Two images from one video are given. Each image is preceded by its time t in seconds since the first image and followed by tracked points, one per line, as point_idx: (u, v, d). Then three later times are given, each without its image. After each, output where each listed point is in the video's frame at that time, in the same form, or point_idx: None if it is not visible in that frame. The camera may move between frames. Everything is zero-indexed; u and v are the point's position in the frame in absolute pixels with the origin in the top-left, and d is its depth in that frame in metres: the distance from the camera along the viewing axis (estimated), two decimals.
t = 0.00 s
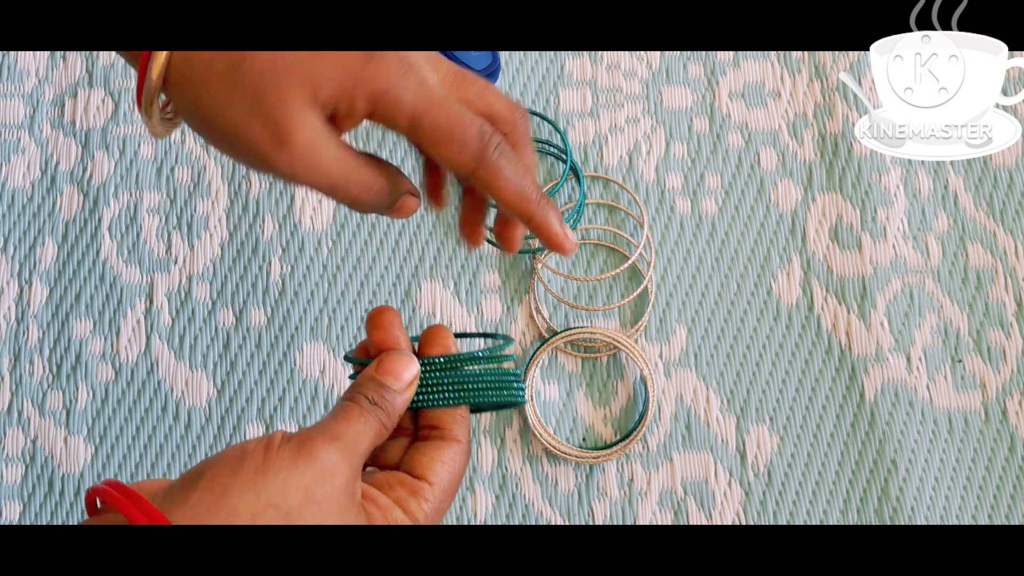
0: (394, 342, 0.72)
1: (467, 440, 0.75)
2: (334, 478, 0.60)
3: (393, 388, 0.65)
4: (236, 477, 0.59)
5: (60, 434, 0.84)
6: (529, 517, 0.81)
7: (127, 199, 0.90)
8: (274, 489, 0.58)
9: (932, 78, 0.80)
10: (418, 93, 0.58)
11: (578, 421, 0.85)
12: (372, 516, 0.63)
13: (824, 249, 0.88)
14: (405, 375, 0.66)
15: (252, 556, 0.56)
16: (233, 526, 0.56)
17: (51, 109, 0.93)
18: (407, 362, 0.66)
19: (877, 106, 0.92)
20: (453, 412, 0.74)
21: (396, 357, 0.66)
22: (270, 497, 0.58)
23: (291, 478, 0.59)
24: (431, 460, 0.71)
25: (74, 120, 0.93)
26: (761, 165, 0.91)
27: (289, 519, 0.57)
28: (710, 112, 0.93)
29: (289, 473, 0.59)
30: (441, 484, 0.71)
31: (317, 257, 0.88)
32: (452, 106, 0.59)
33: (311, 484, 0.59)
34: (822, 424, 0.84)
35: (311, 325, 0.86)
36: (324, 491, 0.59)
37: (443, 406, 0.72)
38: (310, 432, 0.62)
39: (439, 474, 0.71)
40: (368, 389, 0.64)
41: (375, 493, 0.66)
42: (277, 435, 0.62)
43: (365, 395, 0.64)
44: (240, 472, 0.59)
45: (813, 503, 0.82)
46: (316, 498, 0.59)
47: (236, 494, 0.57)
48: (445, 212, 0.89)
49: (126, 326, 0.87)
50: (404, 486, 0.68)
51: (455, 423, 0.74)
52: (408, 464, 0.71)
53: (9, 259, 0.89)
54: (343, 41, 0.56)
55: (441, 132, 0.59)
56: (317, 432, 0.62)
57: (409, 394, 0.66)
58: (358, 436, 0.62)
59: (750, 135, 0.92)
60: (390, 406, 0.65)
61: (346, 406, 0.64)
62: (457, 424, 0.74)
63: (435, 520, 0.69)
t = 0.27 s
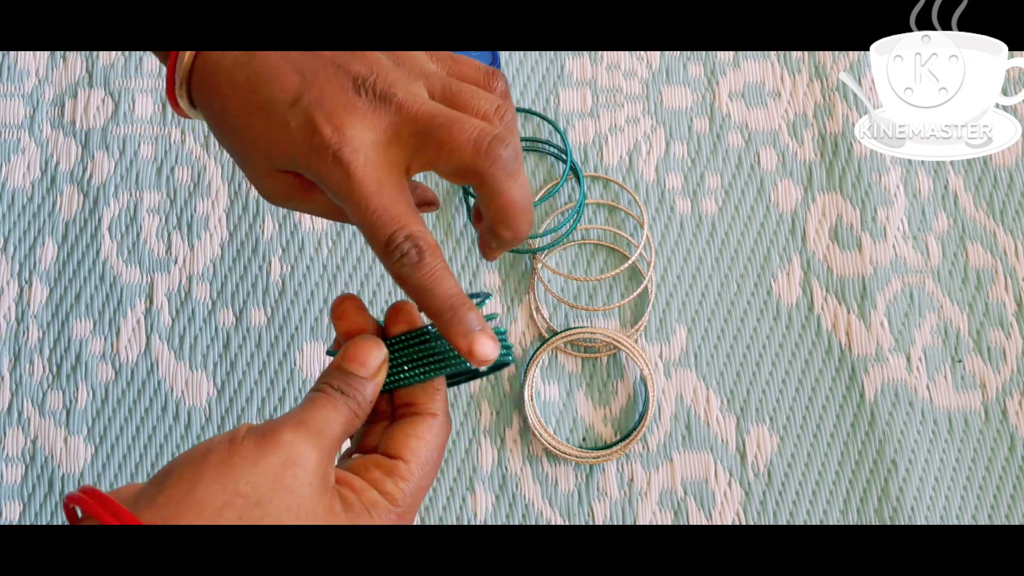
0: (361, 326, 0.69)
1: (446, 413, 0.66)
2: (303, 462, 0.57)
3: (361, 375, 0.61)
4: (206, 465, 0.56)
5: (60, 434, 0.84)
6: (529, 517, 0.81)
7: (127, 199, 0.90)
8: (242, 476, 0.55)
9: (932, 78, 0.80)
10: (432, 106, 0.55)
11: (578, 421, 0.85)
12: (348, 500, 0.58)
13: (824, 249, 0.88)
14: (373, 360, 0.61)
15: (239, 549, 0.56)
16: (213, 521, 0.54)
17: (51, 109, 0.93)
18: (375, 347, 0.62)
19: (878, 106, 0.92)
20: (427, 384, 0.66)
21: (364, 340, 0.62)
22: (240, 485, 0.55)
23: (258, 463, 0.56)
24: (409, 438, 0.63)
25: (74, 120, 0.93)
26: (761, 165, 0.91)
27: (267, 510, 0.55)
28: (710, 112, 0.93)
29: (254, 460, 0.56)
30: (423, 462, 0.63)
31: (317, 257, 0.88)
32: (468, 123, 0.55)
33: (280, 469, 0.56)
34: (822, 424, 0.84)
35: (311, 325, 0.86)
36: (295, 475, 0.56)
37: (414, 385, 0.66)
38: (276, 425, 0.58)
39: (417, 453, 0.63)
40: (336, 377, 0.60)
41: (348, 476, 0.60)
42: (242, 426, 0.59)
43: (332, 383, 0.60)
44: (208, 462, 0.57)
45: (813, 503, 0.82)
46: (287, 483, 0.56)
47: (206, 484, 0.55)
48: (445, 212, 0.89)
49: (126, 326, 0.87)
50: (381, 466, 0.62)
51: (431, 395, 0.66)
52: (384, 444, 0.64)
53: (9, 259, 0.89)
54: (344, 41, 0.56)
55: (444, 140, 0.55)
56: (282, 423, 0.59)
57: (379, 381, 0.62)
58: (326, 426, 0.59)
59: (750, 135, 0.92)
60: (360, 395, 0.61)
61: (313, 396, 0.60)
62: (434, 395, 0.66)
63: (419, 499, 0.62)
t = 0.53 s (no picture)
0: (353, 327, 0.70)
1: (439, 412, 0.70)
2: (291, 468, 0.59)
3: (353, 375, 0.64)
4: (190, 477, 0.58)
5: (60, 434, 0.84)
6: (529, 517, 0.81)
7: (127, 199, 0.90)
8: (230, 484, 0.57)
9: (932, 78, 0.80)
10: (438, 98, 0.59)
11: (578, 421, 0.85)
12: (341, 503, 0.60)
13: (824, 249, 0.88)
14: (364, 360, 0.65)
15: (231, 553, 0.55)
16: (201, 523, 0.56)
17: (51, 109, 0.93)
18: (364, 347, 0.65)
19: (878, 106, 0.92)
20: (419, 383, 0.69)
21: (354, 342, 0.65)
22: (228, 492, 0.57)
23: (245, 471, 0.58)
24: (401, 440, 0.67)
25: (74, 120, 0.93)
26: (761, 165, 0.91)
27: (258, 513, 0.57)
28: (710, 112, 0.93)
29: (242, 468, 0.58)
30: (416, 463, 0.66)
31: (317, 257, 0.88)
32: (466, 113, 0.59)
33: (268, 474, 0.58)
34: (822, 424, 0.84)
35: (311, 325, 0.86)
36: (284, 479, 0.58)
37: (406, 382, 0.68)
38: (266, 428, 0.61)
39: (412, 455, 0.67)
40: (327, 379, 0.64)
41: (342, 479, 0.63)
42: (232, 432, 0.61)
43: (323, 385, 0.63)
44: (194, 471, 0.58)
45: (813, 503, 0.82)
46: (276, 488, 0.58)
47: (190, 493, 0.57)
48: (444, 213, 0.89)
49: (126, 326, 0.87)
50: (374, 467, 0.65)
51: (423, 395, 0.69)
52: (377, 445, 0.67)
53: (9, 259, 0.89)
54: (345, 41, 0.57)
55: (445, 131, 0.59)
56: (275, 426, 0.61)
57: (371, 381, 0.65)
58: (318, 425, 0.61)
59: (750, 135, 0.92)
60: (352, 396, 0.64)
61: (305, 399, 0.63)
62: (427, 391, 0.69)
63: (413, 498, 0.66)
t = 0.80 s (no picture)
0: (344, 328, 0.69)
1: (433, 411, 0.68)
2: (286, 470, 0.57)
3: (345, 374, 0.62)
4: (184, 480, 0.56)
5: (60, 434, 0.84)
6: (529, 517, 0.81)
7: (127, 199, 0.90)
8: (224, 486, 0.55)
9: (932, 78, 0.80)
10: (456, 75, 0.60)
11: (578, 421, 0.85)
12: (334, 505, 0.59)
13: (824, 249, 0.88)
14: (356, 360, 0.63)
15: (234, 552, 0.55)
16: (196, 524, 0.54)
17: (51, 109, 0.93)
18: (358, 346, 0.63)
19: (878, 106, 0.92)
20: (410, 382, 0.67)
21: (348, 340, 0.63)
22: (222, 494, 0.55)
23: (239, 472, 0.56)
24: (394, 439, 0.65)
25: (74, 120, 0.93)
26: (761, 165, 0.91)
27: (253, 515, 0.55)
28: (710, 112, 0.93)
29: (234, 470, 0.56)
30: (410, 463, 0.65)
31: (317, 257, 0.88)
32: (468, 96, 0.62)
33: (262, 476, 0.56)
34: (822, 424, 0.84)
35: (311, 325, 0.86)
36: (279, 481, 0.57)
37: (396, 382, 0.67)
38: (259, 431, 0.59)
39: (405, 454, 0.65)
40: (319, 378, 0.62)
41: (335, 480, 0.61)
42: (224, 434, 0.59)
43: (315, 386, 0.62)
44: (187, 474, 0.57)
45: (813, 503, 0.82)
46: (270, 490, 0.56)
47: (184, 495, 0.55)
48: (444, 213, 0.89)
49: (126, 326, 0.87)
50: (367, 467, 0.63)
51: (416, 393, 0.67)
52: (370, 445, 0.65)
53: (9, 259, 0.89)
54: (344, 41, 0.56)
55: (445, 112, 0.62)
56: (265, 428, 0.60)
57: (364, 380, 0.64)
58: (310, 426, 0.60)
59: (750, 135, 0.92)
60: (345, 395, 0.62)
61: (296, 399, 0.62)
62: (418, 391, 0.67)
63: (407, 498, 0.64)
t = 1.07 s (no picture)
0: (344, 336, 0.66)
1: (434, 416, 0.66)
2: (287, 471, 0.56)
3: (345, 382, 0.61)
4: (186, 480, 0.55)
5: (60, 434, 0.84)
6: (529, 517, 0.81)
7: (127, 199, 0.90)
8: (226, 486, 0.54)
9: (932, 78, 0.80)
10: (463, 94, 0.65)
11: (578, 421, 0.85)
12: (334, 507, 0.58)
13: (824, 249, 0.88)
14: (357, 366, 0.61)
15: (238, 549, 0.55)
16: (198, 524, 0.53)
17: (51, 109, 0.93)
18: (358, 352, 0.62)
19: (878, 106, 0.92)
20: (409, 390, 0.65)
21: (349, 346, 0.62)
22: (223, 495, 0.54)
23: (242, 474, 0.55)
24: (394, 444, 0.63)
25: (74, 120, 0.93)
26: (761, 165, 0.91)
27: (254, 516, 0.54)
28: (710, 112, 0.93)
29: (237, 471, 0.55)
30: (410, 468, 0.63)
31: (317, 257, 0.88)
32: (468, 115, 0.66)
33: (264, 478, 0.55)
34: (822, 424, 0.84)
35: (311, 325, 0.86)
36: (280, 484, 0.55)
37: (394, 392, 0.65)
38: (262, 432, 0.57)
39: (405, 459, 0.62)
40: (319, 384, 0.61)
41: (334, 483, 0.60)
42: (225, 438, 0.58)
43: (317, 390, 0.61)
44: (189, 475, 0.55)
45: (813, 503, 0.82)
46: (271, 492, 0.55)
47: (187, 496, 0.54)
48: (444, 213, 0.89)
49: (126, 326, 0.87)
50: (366, 472, 0.61)
51: (416, 400, 0.65)
52: (370, 450, 0.63)
53: (9, 259, 0.89)
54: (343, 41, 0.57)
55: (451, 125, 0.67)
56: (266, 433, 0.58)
57: (365, 388, 0.62)
58: (311, 432, 0.58)
59: (750, 135, 0.92)
60: (345, 401, 0.61)
61: (297, 404, 0.60)
62: (417, 399, 0.65)
63: (407, 504, 0.62)
